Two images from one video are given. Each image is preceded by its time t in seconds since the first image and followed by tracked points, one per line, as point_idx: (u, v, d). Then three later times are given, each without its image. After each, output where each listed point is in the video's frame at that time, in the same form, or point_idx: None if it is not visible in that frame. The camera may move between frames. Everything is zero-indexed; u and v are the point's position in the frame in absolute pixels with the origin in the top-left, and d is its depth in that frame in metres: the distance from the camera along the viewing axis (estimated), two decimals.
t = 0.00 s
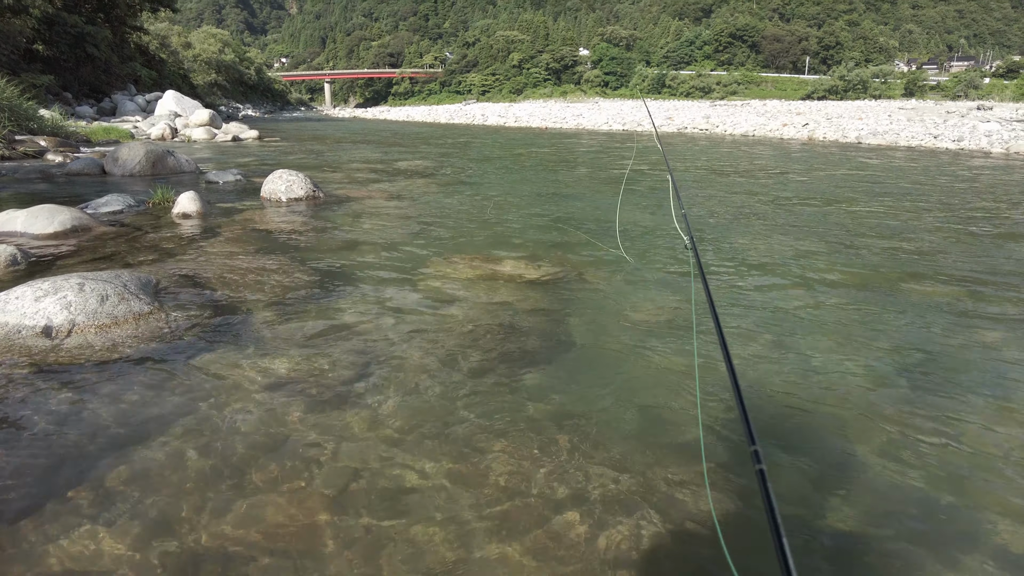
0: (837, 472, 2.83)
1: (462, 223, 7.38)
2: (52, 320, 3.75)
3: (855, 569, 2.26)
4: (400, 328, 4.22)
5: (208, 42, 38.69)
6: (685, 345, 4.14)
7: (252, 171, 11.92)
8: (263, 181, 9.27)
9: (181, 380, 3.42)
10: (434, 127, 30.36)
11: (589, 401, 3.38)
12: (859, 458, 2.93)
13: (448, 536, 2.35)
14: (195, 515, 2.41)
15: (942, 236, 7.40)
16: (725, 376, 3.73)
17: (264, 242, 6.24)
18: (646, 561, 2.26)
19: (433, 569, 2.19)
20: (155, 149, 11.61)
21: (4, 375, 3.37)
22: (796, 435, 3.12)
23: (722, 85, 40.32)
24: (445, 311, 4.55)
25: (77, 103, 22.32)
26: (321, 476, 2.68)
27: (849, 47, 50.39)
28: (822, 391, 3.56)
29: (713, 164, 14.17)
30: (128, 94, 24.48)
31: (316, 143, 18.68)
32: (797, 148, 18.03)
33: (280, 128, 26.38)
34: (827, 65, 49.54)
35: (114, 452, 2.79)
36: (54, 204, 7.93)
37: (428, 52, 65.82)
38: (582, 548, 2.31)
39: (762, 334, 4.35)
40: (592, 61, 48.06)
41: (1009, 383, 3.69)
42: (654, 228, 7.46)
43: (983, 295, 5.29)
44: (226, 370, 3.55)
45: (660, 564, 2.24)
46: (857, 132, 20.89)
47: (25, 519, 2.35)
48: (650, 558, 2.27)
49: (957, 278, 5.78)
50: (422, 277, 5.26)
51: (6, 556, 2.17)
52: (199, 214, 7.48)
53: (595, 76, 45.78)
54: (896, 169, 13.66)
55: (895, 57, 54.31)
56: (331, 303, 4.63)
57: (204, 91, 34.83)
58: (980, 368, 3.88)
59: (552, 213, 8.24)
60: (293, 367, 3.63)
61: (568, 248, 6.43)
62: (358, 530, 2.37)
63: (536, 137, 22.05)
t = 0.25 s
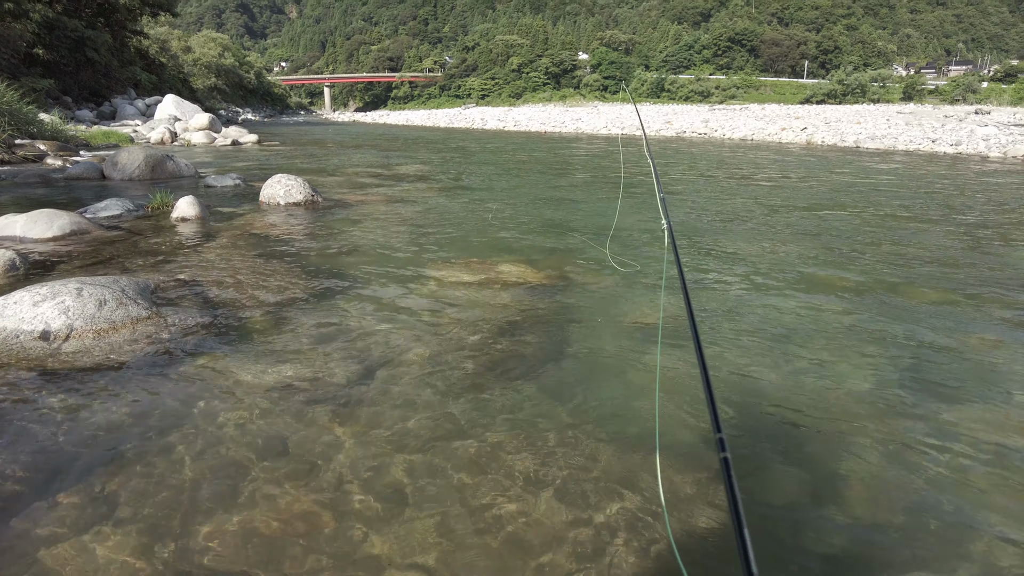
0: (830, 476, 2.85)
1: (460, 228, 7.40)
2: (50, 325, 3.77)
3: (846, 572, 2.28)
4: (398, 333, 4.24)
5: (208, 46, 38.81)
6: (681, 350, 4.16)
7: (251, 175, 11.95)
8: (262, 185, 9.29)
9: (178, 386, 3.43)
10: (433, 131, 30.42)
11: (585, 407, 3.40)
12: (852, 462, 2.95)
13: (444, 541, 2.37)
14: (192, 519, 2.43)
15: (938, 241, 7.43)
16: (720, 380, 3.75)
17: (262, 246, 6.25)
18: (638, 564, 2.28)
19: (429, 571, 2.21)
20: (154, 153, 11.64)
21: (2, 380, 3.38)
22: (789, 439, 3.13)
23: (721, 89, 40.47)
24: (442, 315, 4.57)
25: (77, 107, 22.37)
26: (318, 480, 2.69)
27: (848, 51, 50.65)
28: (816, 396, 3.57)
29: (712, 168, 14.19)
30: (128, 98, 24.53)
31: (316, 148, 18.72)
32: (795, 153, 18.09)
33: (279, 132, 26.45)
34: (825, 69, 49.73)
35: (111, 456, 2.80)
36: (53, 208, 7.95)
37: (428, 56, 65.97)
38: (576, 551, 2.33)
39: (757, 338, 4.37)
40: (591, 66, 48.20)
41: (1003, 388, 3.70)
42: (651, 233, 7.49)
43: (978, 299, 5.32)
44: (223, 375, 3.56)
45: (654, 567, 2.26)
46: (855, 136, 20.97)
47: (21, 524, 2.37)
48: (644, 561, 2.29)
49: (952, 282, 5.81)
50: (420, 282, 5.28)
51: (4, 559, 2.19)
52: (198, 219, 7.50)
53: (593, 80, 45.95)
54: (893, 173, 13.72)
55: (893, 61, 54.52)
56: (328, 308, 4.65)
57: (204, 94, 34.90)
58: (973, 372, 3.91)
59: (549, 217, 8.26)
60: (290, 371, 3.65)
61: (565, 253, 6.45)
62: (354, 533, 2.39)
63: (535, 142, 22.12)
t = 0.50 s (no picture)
0: (828, 486, 2.82)
1: (459, 235, 7.42)
2: (49, 333, 3.77)
3: None
4: (395, 342, 4.23)
5: (208, 53, 38.93)
6: (678, 358, 4.15)
7: (250, 183, 11.97)
8: (262, 192, 9.31)
9: (177, 394, 3.43)
10: (432, 138, 30.51)
11: (582, 415, 3.39)
12: (848, 468, 2.96)
13: (444, 551, 2.36)
14: (186, 529, 2.41)
15: (936, 248, 7.43)
16: (717, 388, 3.74)
17: (261, 254, 6.26)
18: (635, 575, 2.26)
19: None
20: (154, 161, 11.66)
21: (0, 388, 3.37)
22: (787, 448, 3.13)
23: (719, 96, 40.67)
24: (439, 324, 4.56)
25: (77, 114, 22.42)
26: (317, 488, 2.69)
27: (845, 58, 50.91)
28: (815, 405, 3.56)
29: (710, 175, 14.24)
30: (128, 105, 24.61)
31: (315, 155, 18.76)
32: (794, 160, 18.15)
33: (279, 139, 26.52)
34: (823, 76, 49.96)
35: (111, 464, 2.80)
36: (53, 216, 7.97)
37: (427, 64, 66.26)
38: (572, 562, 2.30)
39: (754, 347, 4.35)
40: (590, 73, 48.43)
41: (999, 396, 3.70)
42: (649, 241, 7.49)
43: (976, 307, 5.31)
44: (220, 384, 3.55)
45: None
46: (853, 143, 21.03)
47: (18, 533, 2.35)
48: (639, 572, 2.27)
49: (951, 290, 5.80)
50: (417, 291, 5.27)
51: None
52: (197, 226, 7.52)
53: (592, 88, 46.18)
54: (892, 181, 13.74)
55: (891, 69, 54.78)
56: (326, 316, 4.64)
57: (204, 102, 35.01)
58: (971, 380, 3.89)
59: (548, 225, 8.27)
60: (287, 380, 3.63)
61: (563, 261, 6.46)
62: (348, 544, 2.37)
63: (534, 149, 22.18)
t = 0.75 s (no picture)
0: (827, 501, 2.81)
1: (457, 249, 7.44)
2: (47, 349, 3.77)
3: None
4: (393, 357, 4.23)
5: (210, 67, 39.19)
6: (675, 372, 4.15)
7: (250, 196, 12.00)
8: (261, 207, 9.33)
9: (175, 409, 3.42)
10: (432, 152, 30.64)
11: (581, 430, 3.38)
12: (850, 485, 2.94)
13: (442, 568, 2.34)
14: (181, 546, 2.40)
15: (934, 262, 7.44)
16: (715, 403, 3.73)
17: (261, 268, 6.27)
18: None
19: None
20: (154, 174, 11.69)
21: None
22: (786, 463, 3.11)
23: (718, 110, 40.93)
24: (437, 338, 4.56)
25: (79, 127, 22.53)
26: (314, 505, 2.68)
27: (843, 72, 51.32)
28: (814, 420, 3.54)
29: (709, 189, 14.30)
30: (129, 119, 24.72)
31: (315, 168, 18.83)
32: (792, 173, 18.22)
33: (279, 152, 26.61)
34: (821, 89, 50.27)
35: (107, 480, 2.78)
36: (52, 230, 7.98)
37: (428, 77, 66.70)
38: None
39: (752, 361, 4.35)
40: (590, 87, 48.78)
41: (997, 411, 3.69)
42: (647, 255, 7.51)
43: (974, 320, 5.31)
44: (218, 399, 3.55)
45: None
46: (851, 157, 21.12)
47: (13, 551, 2.34)
48: None
49: (948, 303, 5.81)
50: (415, 305, 5.27)
51: None
52: (197, 240, 7.54)
53: (592, 101, 46.47)
54: (890, 194, 13.78)
55: (888, 82, 55.16)
56: (324, 330, 4.64)
57: (205, 115, 35.19)
58: (969, 395, 3.89)
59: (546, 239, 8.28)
60: (284, 395, 3.63)
61: (561, 275, 6.47)
62: (345, 561, 2.35)
63: (533, 163, 22.25)
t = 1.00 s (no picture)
0: (821, 524, 2.82)
1: (455, 269, 7.49)
2: (45, 370, 3.79)
3: None
4: (389, 377, 4.24)
5: (213, 88, 39.59)
6: (671, 393, 4.16)
7: (251, 216, 12.09)
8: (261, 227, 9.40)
9: (172, 430, 3.45)
10: (432, 171, 30.88)
11: (576, 451, 3.39)
12: (843, 507, 2.95)
13: None
14: (175, 569, 2.40)
15: (929, 281, 7.49)
16: (710, 424, 3.73)
17: (260, 289, 6.32)
18: None
19: None
20: (156, 194, 11.79)
21: None
22: (780, 484, 3.12)
23: (715, 130, 41.32)
24: (434, 359, 4.59)
25: (82, 147, 22.72)
26: (308, 528, 2.67)
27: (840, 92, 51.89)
28: (809, 441, 3.56)
29: (707, 209, 14.37)
30: (132, 138, 24.96)
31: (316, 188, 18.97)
32: (789, 193, 18.36)
33: (281, 172, 26.81)
34: (818, 109, 50.81)
35: (103, 501, 2.80)
36: (54, 250, 8.04)
37: (428, 98, 67.44)
38: None
39: (746, 383, 4.36)
40: (589, 107, 49.24)
41: (992, 433, 3.70)
42: (645, 275, 7.56)
43: (970, 341, 5.33)
44: (216, 420, 3.57)
45: None
46: (848, 176, 21.29)
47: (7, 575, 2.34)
48: None
49: (944, 324, 5.82)
50: (413, 326, 5.30)
51: None
52: (197, 260, 7.60)
53: (591, 121, 46.98)
54: (886, 213, 13.88)
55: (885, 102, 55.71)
56: (322, 351, 4.66)
57: (207, 135, 35.48)
58: (965, 418, 3.89)
59: (544, 259, 8.33)
60: (281, 416, 3.64)
61: (558, 295, 6.51)
62: None
63: (533, 182, 22.43)
